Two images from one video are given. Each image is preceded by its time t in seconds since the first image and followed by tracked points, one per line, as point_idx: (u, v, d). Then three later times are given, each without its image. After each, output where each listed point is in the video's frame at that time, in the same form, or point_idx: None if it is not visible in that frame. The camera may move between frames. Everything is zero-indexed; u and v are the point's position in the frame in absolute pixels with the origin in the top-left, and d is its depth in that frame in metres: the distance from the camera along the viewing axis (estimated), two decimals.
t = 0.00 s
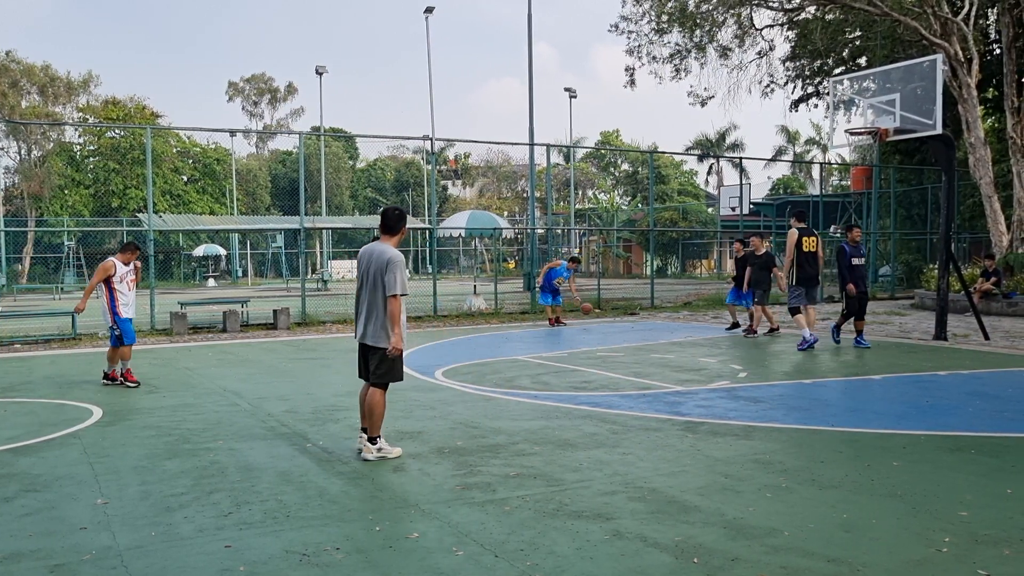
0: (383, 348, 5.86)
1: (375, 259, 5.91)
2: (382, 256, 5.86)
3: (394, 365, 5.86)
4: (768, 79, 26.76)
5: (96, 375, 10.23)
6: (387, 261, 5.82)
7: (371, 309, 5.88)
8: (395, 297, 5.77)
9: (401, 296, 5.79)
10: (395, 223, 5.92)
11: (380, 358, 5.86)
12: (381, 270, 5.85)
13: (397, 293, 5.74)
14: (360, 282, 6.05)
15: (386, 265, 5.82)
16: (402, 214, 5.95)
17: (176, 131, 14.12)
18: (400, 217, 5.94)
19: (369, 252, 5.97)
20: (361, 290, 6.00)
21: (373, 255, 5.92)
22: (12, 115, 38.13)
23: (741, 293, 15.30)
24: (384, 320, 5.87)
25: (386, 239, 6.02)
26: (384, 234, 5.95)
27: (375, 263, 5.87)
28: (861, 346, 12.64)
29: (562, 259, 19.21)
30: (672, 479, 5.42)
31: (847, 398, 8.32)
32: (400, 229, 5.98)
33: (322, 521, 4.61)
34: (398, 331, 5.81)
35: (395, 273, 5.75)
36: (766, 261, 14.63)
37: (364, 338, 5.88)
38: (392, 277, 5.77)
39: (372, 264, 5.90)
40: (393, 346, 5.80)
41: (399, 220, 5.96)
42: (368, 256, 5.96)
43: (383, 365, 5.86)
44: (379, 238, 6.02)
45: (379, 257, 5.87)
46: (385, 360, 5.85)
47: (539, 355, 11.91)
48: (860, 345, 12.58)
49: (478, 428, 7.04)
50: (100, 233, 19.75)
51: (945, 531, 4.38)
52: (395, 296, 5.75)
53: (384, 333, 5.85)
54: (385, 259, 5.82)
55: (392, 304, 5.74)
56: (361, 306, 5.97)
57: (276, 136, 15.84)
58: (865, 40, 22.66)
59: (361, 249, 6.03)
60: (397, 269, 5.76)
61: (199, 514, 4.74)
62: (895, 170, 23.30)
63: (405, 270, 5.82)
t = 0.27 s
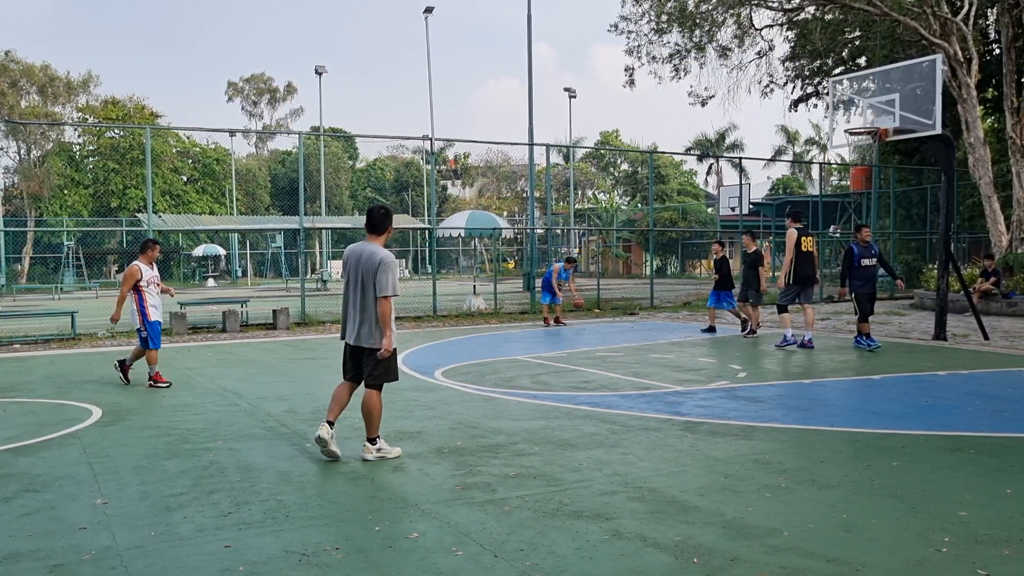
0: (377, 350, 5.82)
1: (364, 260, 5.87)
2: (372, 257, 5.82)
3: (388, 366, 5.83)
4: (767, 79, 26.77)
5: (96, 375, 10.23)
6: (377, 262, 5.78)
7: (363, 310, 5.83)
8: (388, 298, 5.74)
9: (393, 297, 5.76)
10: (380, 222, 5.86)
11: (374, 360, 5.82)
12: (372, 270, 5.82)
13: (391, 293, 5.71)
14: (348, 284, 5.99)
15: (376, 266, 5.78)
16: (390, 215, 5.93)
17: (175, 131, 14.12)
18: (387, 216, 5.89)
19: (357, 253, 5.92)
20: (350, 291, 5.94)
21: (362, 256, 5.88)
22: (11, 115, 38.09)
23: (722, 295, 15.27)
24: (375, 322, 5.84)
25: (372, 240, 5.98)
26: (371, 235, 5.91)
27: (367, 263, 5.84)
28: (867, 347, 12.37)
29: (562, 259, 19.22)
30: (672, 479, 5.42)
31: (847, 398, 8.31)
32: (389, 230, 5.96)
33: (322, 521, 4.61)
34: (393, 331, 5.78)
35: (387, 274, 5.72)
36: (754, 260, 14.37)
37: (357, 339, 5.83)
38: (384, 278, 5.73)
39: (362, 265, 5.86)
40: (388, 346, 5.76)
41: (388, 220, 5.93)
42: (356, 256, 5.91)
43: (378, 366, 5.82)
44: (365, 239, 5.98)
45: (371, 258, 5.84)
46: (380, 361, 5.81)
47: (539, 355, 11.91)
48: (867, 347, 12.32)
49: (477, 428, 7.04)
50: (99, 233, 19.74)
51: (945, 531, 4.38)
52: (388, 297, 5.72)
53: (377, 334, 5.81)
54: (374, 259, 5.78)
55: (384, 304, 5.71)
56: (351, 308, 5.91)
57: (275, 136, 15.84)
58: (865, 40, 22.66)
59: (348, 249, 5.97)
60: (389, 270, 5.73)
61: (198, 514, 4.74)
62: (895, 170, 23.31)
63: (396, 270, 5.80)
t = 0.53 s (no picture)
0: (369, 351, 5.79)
1: (348, 260, 5.78)
2: (360, 258, 5.76)
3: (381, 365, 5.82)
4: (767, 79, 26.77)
5: (95, 375, 10.23)
6: (366, 262, 5.73)
7: (351, 312, 5.76)
8: (382, 298, 5.73)
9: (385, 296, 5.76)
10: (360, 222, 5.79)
11: (367, 361, 5.78)
12: (358, 271, 5.75)
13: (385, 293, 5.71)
14: (328, 286, 5.85)
15: (364, 266, 5.73)
16: (370, 215, 5.90)
17: (175, 131, 14.12)
18: (366, 216, 5.84)
19: (338, 254, 5.81)
20: (332, 294, 5.82)
21: (346, 257, 5.79)
22: (10, 114, 38.05)
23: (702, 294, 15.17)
24: (363, 323, 5.77)
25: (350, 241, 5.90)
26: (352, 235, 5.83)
27: (352, 264, 5.76)
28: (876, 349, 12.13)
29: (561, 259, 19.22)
30: (671, 479, 5.42)
31: (846, 398, 8.31)
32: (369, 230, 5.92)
33: (321, 521, 4.61)
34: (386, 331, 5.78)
35: (380, 274, 5.71)
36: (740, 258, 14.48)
37: (348, 342, 5.74)
38: (376, 278, 5.72)
39: (347, 266, 5.77)
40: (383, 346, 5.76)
41: (367, 220, 5.90)
42: (338, 258, 5.80)
43: (371, 367, 5.79)
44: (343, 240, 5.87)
45: (356, 258, 5.76)
46: (373, 362, 5.79)
47: (539, 355, 11.90)
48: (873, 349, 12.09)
49: (477, 428, 7.04)
50: (99, 233, 19.74)
51: (944, 531, 4.38)
52: (382, 296, 5.71)
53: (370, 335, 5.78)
54: (363, 260, 5.73)
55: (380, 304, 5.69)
56: (335, 310, 5.79)
57: (274, 136, 15.84)
58: (864, 40, 22.66)
59: (326, 251, 5.83)
60: (381, 270, 5.73)
61: (198, 514, 4.74)
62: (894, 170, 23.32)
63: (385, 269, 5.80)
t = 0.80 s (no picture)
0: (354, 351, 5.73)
1: (326, 261, 5.72)
2: (338, 257, 5.73)
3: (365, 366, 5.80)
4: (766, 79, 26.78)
5: (95, 375, 10.22)
6: (347, 261, 5.71)
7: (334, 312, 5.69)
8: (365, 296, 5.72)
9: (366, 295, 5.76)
10: (335, 223, 5.76)
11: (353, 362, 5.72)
12: (339, 271, 5.71)
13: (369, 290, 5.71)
14: (304, 289, 5.75)
15: (345, 265, 5.71)
16: (343, 217, 5.89)
17: (174, 131, 14.10)
18: (340, 218, 5.82)
19: (315, 256, 5.74)
20: (310, 296, 5.73)
21: (324, 258, 5.73)
22: (8, 114, 37.98)
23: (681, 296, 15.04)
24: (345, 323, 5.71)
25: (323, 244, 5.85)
26: (327, 237, 5.79)
27: (331, 264, 5.70)
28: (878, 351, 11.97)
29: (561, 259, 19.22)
30: (670, 479, 5.42)
31: (845, 398, 8.32)
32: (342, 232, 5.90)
33: (321, 520, 4.62)
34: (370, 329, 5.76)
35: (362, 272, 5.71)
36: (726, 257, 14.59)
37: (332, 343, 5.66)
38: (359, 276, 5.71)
39: (325, 267, 5.71)
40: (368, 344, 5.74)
41: (341, 221, 5.88)
42: (316, 259, 5.73)
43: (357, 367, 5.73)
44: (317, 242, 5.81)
45: (335, 259, 5.72)
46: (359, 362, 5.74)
47: (538, 355, 11.91)
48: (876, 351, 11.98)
49: (476, 428, 7.04)
50: (98, 233, 19.74)
51: (944, 531, 4.38)
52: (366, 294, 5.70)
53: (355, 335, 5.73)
54: (344, 258, 5.70)
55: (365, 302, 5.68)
56: (315, 312, 5.70)
57: (274, 136, 15.84)
58: (864, 41, 22.66)
59: (304, 253, 5.75)
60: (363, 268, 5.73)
61: (197, 514, 4.74)
62: (894, 170, 23.33)
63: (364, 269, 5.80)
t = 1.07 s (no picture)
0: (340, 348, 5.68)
1: (308, 260, 5.71)
2: (320, 254, 5.71)
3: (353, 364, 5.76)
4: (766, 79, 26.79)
5: (94, 375, 10.22)
6: (328, 258, 5.69)
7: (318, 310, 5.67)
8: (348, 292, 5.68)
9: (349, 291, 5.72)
10: (316, 222, 5.75)
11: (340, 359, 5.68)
12: (320, 269, 5.69)
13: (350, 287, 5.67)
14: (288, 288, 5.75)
15: (326, 262, 5.68)
16: (325, 215, 5.87)
17: (174, 131, 14.09)
18: (321, 217, 5.80)
19: (297, 255, 5.73)
20: (294, 296, 5.72)
21: (305, 257, 5.72)
22: (8, 114, 37.97)
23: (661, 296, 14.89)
24: (330, 320, 5.68)
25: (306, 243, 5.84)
26: (309, 236, 5.77)
27: (313, 262, 5.69)
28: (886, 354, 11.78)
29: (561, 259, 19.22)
30: (670, 479, 5.42)
31: (845, 398, 8.31)
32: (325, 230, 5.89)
33: (321, 521, 4.61)
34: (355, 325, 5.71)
35: (344, 268, 5.68)
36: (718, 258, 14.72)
37: (318, 341, 5.63)
38: (340, 272, 5.68)
39: (307, 265, 5.70)
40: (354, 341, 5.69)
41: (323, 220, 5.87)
42: (297, 259, 5.72)
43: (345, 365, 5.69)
44: (299, 241, 5.80)
45: (316, 256, 5.70)
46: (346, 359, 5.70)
47: (538, 354, 11.92)
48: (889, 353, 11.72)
49: (476, 428, 7.03)
50: (98, 233, 19.74)
51: (943, 531, 4.38)
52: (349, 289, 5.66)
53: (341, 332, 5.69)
54: (324, 255, 5.68)
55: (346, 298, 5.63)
56: (300, 312, 5.68)
57: (274, 136, 15.83)
58: (863, 41, 22.65)
59: (286, 254, 5.75)
60: (344, 263, 5.69)
61: (197, 514, 4.74)
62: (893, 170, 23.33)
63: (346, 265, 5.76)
